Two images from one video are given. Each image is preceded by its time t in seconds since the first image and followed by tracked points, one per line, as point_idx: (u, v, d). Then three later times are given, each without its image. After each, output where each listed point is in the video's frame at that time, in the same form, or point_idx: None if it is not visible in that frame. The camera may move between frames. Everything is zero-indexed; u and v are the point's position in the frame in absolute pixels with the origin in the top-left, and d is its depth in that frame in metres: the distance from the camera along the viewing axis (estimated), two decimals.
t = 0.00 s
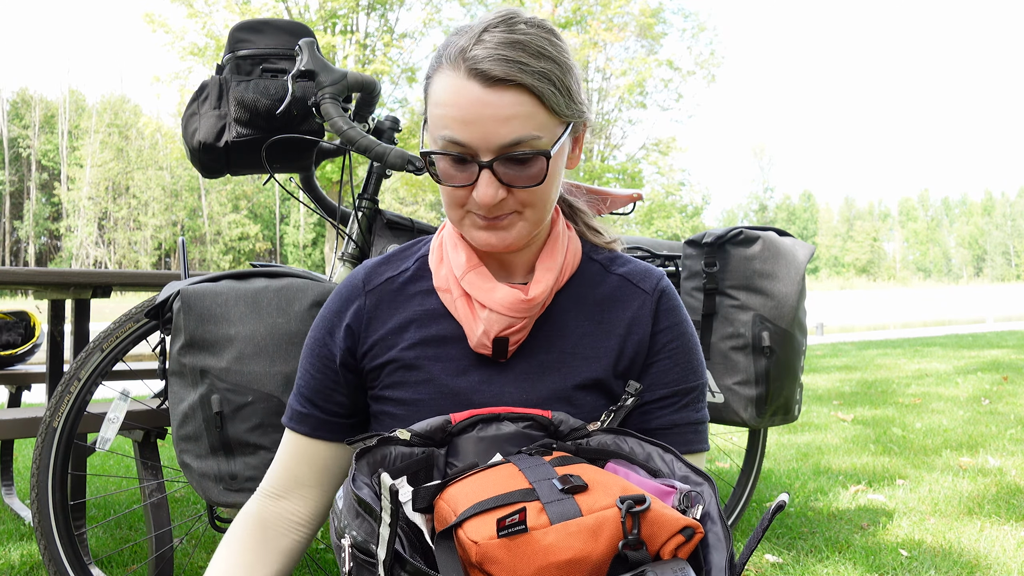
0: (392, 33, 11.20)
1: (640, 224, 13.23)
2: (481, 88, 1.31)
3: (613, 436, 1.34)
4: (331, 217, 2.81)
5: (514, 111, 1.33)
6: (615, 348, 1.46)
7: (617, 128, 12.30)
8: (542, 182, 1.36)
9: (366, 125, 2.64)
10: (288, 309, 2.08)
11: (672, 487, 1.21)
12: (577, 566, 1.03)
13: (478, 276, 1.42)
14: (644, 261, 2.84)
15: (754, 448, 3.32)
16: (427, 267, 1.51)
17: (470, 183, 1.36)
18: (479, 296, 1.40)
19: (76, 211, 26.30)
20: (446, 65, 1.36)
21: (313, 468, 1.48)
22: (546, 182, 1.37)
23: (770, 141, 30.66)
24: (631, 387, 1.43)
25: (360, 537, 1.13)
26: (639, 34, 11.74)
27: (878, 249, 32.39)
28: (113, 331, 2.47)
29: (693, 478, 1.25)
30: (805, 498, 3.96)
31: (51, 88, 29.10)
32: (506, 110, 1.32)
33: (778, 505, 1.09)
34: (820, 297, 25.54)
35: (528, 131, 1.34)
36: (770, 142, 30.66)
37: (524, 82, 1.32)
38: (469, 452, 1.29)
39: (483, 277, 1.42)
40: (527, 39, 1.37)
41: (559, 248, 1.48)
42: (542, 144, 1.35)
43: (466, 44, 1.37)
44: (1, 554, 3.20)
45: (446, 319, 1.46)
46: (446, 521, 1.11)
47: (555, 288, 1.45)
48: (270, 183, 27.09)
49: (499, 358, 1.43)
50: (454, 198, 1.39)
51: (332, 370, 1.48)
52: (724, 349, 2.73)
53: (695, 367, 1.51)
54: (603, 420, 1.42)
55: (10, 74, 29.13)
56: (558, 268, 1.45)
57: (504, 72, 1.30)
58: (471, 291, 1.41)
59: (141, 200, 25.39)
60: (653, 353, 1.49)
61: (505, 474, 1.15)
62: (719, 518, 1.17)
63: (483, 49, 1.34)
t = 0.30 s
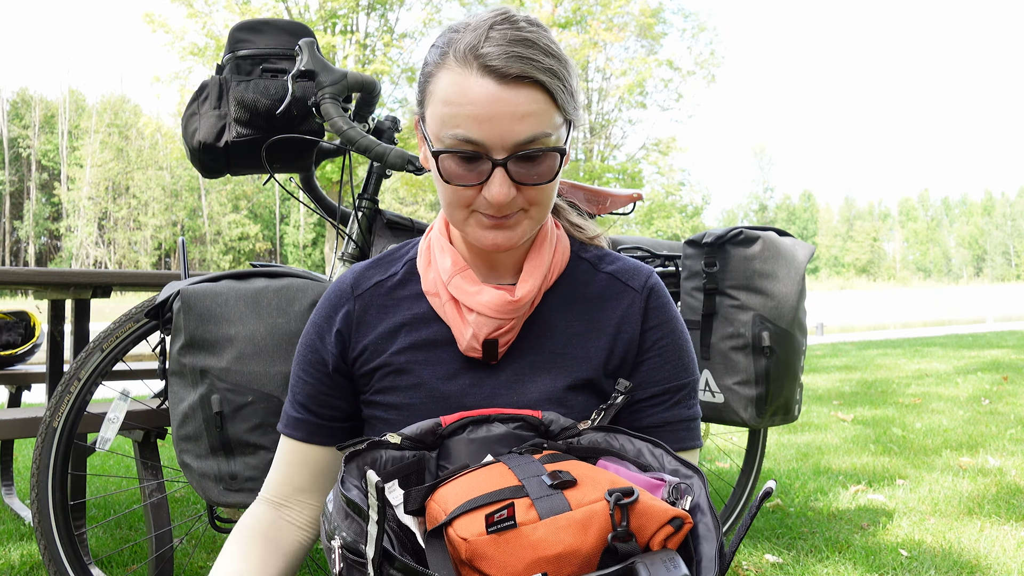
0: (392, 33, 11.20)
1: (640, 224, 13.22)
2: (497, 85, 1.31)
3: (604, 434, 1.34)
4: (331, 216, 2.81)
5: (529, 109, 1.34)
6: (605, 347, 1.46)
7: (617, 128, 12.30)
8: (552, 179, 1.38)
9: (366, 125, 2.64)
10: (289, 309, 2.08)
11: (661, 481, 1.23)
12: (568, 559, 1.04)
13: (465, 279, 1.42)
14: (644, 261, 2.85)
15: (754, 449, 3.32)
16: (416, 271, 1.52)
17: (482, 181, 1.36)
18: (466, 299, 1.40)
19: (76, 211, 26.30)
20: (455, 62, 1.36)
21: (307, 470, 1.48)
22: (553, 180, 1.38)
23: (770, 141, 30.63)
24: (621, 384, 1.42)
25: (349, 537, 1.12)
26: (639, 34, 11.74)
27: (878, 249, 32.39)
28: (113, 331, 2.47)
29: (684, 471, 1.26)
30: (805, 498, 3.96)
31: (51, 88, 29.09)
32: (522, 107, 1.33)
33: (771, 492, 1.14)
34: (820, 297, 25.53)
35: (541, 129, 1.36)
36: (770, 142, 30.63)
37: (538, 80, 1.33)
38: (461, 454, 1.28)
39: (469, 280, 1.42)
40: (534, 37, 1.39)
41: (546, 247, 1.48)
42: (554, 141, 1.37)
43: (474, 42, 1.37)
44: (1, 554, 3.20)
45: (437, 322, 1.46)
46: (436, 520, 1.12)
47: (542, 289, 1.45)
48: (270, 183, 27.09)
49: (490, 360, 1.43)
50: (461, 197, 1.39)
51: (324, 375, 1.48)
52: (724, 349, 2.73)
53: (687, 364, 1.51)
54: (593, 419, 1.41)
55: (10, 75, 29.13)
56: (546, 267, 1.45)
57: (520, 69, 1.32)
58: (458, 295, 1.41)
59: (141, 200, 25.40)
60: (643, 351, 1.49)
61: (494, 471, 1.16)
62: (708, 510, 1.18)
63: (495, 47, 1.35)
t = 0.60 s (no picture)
0: (392, 33, 11.20)
1: (640, 224, 13.23)
2: (511, 81, 1.32)
3: (595, 429, 1.34)
4: (330, 216, 2.80)
5: (542, 105, 1.34)
6: (605, 346, 1.46)
7: (617, 128, 12.31)
8: (561, 175, 1.38)
9: (366, 125, 2.64)
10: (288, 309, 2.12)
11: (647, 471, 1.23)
12: (552, 551, 1.05)
13: (467, 274, 1.44)
14: (644, 261, 2.85)
15: (754, 449, 3.31)
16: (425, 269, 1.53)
17: (495, 177, 1.35)
18: (467, 294, 1.42)
19: (76, 211, 26.30)
20: (467, 60, 1.36)
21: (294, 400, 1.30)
22: (562, 177, 1.39)
23: (771, 141, 30.61)
24: (612, 381, 1.42)
25: (338, 536, 1.11)
26: (639, 34, 11.75)
27: (877, 249, 32.40)
28: (113, 331, 2.47)
29: (670, 462, 1.26)
30: (805, 498, 3.96)
31: (51, 88, 29.12)
32: (536, 104, 1.34)
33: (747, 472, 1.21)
34: (821, 297, 25.52)
35: (553, 124, 1.36)
36: (770, 142, 30.61)
37: (549, 75, 1.34)
38: (456, 454, 1.28)
39: (472, 275, 1.44)
40: (544, 36, 1.40)
41: (550, 244, 1.49)
42: (564, 137, 1.37)
43: (485, 40, 1.38)
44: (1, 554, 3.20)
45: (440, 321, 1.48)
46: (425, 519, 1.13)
47: (545, 285, 1.47)
48: (270, 183, 27.09)
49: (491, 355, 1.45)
50: (472, 193, 1.38)
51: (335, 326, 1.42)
52: (724, 349, 2.73)
53: (685, 365, 1.51)
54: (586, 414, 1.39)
55: (10, 75, 29.14)
56: (549, 264, 1.46)
57: (532, 66, 1.33)
58: (460, 290, 1.43)
59: (141, 200, 25.41)
60: (642, 351, 1.49)
61: (482, 467, 1.17)
62: (693, 498, 1.17)
63: (508, 44, 1.36)
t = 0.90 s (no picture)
0: (392, 33, 11.21)
1: (639, 224, 13.23)
2: (523, 75, 1.32)
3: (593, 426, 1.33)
4: (331, 216, 2.80)
5: (554, 100, 1.35)
6: (611, 345, 1.46)
7: (617, 128, 12.31)
8: (569, 171, 1.38)
9: (366, 125, 2.65)
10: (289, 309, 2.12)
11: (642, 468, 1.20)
12: (533, 548, 1.03)
13: (478, 272, 1.43)
14: (644, 261, 2.85)
15: (754, 449, 3.31)
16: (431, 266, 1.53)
17: (507, 170, 1.36)
18: (479, 291, 1.42)
19: (76, 211, 26.31)
20: (479, 54, 1.37)
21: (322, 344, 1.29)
22: (571, 172, 1.39)
23: (771, 141, 30.59)
24: (611, 377, 1.40)
25: (332, 540, 1.09)
26: (639, 34, 11.76)
27: (877, 249, 32.41)
28: (113, 331, 2.47)
29: (666, 457, 1.24)
30: (805, 498, 3.96)
31: (51, 88, 29.12)
32: (548, 97, 1.34)
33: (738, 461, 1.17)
34: (821, 297, 25.52)
35: (563, 119, 1.36)
36: (770, 142, 30.59)
37: (561, 70, 1.35)
38: (455, 455, 1.29)
39: (483, 272, 1.43)
40: (555, 33, 1.41)
41: (557, 244, 1.49)
42: (575, 132, 1.38)
43: (498, 36, 1.38)
44: (1, 554, 3.20)
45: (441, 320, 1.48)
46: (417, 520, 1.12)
47: (553, 284, 1.46)
48: (270, 183, 27.10)
49: (499, 353, 1.46)
50: (483, 186, 1.38)
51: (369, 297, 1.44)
52: (724, 349, 2.73)
53: (690, 365, 1.51)
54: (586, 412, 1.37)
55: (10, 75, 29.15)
56: (557, 264, 1.46)
57: (544, 61, 1.33)
58: (471, 287, 1.43)
59: (141, 200, 25.41)
60: (647, 351, 1.49)
61: (473, 467, 1.17)
62: (686, 493, 1.16)
63: (521, 38, 1.36)
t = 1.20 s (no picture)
0: (392, 33, 11.21)
1: (639, 224, 13.24)
2: (530, 74, 1.33)
3: (586, 420, 1.32)
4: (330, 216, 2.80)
5: (560, 100, 1.35)
6: (614, 344, 1.46)
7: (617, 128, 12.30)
8: (575, 171, 1.38)
9: (366, 125, 2.64)
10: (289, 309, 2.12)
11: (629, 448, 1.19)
12: (465, 528, 0.98)
13: (486, 267, 1.43)
14: (644, 261, 2.85)
15: (754, 449, 3.31)
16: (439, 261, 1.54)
17: (512, 170, 1.36)
18: (486, 286, 1.41)
19: (76, 211, 26.31)
20: (489, 53, 1.37)
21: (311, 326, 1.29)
22: (576, 174, 1.39)
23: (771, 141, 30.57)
24: (606, 373, 1.41)
25: (317, 517, 1.09)
26: (639, 34, 11.76)
27: (877, 249, 32.41)
28: (113, 331, 2.47)
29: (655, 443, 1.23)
30: (805, 498, 3.96)
31: (51, 88, 29.12)
32: (554, 98, 1.34)
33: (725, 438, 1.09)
34: (821, 297, 25.52)
35: (569, 119, 1.36)
36: (771, 142, 30.57)
37: (567, 72, 1.35)
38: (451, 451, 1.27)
39: (490, 268, 1.43)
40: (564, 35, 1.41)
41: (565, 244, 1.49)
42: (580, 133, 1.37)
43: (507, 36, 1.39)
44: (1, 555, 3.20)
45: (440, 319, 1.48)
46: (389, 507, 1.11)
47: (561, 282, 1.46)
48: (270, 183, 27.12)
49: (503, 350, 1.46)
50: (489, 185, 1.39)
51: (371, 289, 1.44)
52: (723, 349, 2.73)
53: (694, 367, 1.49)
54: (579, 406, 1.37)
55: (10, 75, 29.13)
56: (564, 264, 1.46)
57: (550, 61, 1.34)
58: (478, 282, 1.42)
59: (141, 200, 25.43)
60: (650, 352, 1.49)
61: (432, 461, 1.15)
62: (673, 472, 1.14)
63: (529, 39, 1.36)
